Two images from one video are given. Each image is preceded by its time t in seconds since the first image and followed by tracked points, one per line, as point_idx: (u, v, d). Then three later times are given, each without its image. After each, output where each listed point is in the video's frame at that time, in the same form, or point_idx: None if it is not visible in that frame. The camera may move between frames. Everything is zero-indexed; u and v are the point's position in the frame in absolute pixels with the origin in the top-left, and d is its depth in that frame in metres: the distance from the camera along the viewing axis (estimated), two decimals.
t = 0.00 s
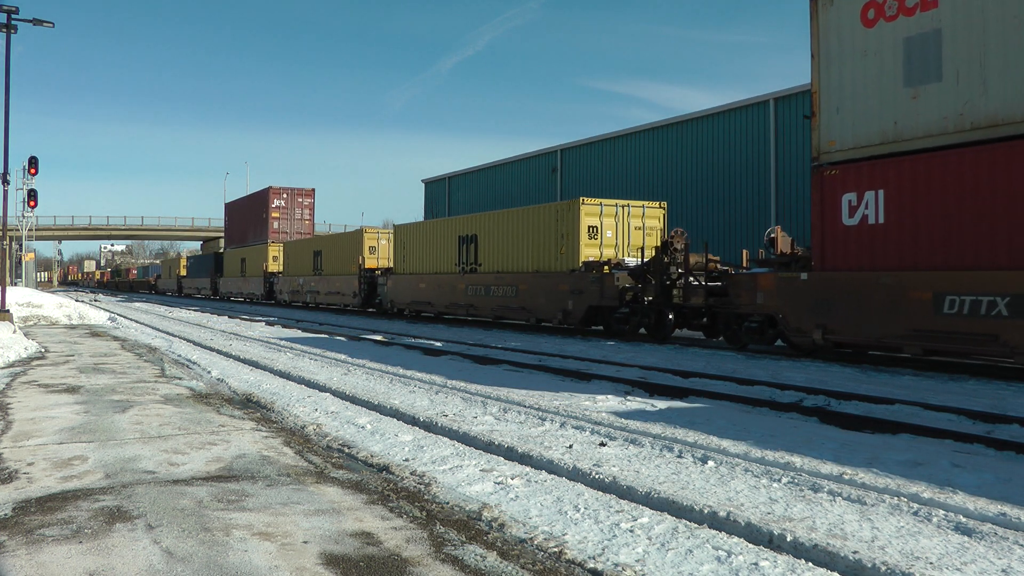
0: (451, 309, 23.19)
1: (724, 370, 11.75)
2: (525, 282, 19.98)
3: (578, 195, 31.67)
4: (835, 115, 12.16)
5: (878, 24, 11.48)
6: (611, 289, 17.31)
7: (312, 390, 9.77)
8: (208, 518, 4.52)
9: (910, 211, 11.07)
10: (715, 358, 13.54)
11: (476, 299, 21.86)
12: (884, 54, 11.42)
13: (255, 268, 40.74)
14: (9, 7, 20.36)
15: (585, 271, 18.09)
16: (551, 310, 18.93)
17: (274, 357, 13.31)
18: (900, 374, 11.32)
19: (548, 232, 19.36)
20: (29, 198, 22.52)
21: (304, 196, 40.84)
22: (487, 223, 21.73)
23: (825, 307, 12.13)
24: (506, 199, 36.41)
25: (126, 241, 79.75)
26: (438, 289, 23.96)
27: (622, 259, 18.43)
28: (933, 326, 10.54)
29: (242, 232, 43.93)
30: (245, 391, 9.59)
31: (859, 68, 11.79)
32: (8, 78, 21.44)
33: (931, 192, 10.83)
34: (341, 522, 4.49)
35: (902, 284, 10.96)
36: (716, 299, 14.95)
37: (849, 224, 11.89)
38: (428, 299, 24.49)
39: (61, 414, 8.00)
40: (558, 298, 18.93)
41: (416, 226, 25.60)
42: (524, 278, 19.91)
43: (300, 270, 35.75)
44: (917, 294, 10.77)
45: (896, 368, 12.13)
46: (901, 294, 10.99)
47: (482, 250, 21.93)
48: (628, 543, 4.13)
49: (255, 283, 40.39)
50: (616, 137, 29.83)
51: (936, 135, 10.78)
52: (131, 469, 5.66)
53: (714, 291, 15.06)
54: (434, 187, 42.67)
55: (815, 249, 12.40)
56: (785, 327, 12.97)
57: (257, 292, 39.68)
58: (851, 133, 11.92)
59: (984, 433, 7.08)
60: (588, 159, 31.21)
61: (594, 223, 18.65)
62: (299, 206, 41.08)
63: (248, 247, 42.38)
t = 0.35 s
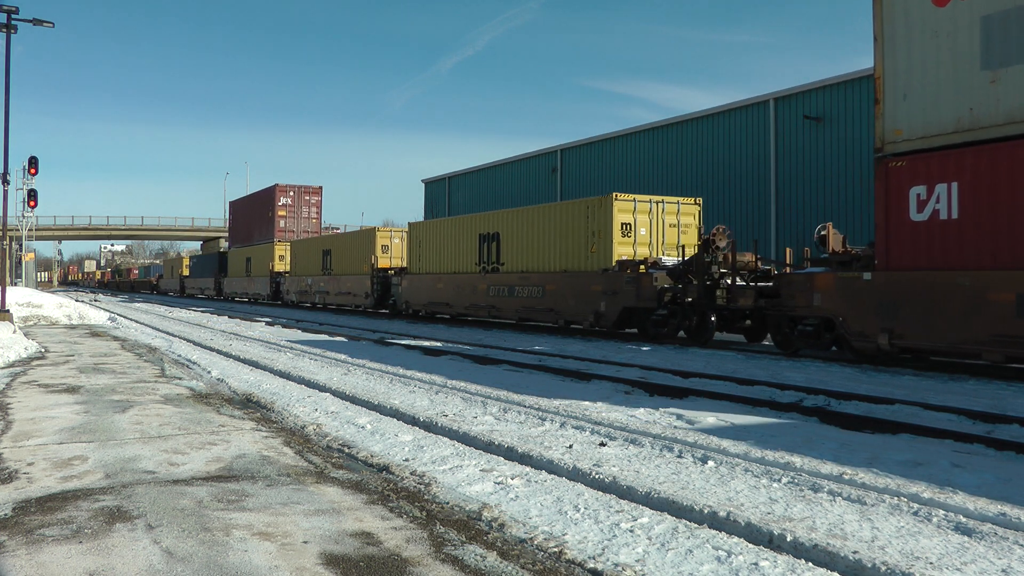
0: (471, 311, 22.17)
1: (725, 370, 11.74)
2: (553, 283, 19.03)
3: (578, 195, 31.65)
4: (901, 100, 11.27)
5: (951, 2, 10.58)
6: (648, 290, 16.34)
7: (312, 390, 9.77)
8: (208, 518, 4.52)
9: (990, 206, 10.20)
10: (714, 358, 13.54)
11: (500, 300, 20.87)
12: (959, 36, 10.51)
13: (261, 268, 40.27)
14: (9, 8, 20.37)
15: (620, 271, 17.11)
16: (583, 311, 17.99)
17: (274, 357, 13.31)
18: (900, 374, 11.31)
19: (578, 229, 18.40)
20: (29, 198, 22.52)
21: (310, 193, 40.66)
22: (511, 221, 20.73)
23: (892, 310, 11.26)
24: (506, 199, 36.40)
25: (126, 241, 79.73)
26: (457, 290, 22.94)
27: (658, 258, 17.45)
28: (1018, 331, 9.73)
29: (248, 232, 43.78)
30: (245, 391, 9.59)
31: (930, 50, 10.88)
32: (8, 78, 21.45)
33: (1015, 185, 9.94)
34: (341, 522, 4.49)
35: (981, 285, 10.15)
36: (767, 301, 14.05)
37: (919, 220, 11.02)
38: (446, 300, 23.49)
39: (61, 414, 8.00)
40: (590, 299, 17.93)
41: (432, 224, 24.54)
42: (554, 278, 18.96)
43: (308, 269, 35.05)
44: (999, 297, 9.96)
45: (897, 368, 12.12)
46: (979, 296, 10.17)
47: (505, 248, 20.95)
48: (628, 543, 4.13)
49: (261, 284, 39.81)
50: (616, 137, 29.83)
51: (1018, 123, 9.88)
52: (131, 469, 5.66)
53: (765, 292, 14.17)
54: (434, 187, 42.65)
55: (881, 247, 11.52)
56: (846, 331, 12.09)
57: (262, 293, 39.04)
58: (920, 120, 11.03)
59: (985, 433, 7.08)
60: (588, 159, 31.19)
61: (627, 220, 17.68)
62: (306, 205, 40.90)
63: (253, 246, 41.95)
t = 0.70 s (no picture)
0: (494, 312, 21.19)
1: (725, 370, 11.73)
2: (584, 283, 18.06)
3: (578, 195, 31.63)
4: (979, 83, 10.09)
5: None
6: (690, 291, 15.38)
7: (312, 390, 9.76)
8: (208, 518, 4.52)
9: None
10: (714, 357, 13.54)
11: (526, 301, 19.91)
12: None
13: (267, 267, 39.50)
14: (9, 7, 20.37)
15: (657, 270, 16.16)
16: (617, 313, 17.03)
17: (274, 357, 13.30)
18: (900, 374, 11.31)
19: (610, 227, 17.51)
20: (29, 198, 22.51)
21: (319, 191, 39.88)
22: (536, 218, 19.81)
23: (966, 312, 10.27)
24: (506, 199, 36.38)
25: (126, 241, 79.65)
26: (478, 290, 21.95)
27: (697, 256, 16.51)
28: None
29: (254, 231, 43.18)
30: (245, 391, 9.59)
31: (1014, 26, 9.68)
32: (8, 78, 21.44)
33: None
34: (341, 522, 4.49)
35: None
36: (823, 302, 13.14)
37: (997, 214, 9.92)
38: (466, 300, 22.50)
39: (61, 414, 8.00)
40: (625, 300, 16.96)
41: (451, 220, 23.55)
42: (583, 277, 18.03)
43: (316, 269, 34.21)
44: None
45: (897, 368, 12.11)
46: None
47: (529, 247, 20.02)
48: (628, 543, 4.13)
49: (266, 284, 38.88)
50: (616, 137, 29.83)
51: None
52: (131, 469, 5.66)
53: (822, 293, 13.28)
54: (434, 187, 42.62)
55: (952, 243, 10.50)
56: (914, 334, 11.12)
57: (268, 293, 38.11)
58: (1001, 106, 9.83)
59: (985, 433, 7.08)
60: (587, 159, 31.20)
61: (664, 217, 16.78)
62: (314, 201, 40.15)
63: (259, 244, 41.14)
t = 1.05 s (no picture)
0: (519, 314, 20.28)
1: (725, 370, 11.73)
2: (618, 284, 17.15)
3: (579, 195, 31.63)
4: None
5: None
6: (738, 292, 14.37)
7: (312, 390, 9.76)
8: (208, 518, 4.52)
9: None
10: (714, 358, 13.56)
11: (554, 302, 18.96)
12: None
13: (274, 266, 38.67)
14: (9, 7, 20.37)
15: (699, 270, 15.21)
16: (655, 316, 16.11)
17: (274, 357, 13.30)
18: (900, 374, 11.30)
19: (647, 224, 16.63)
20: (29, 198, 22.52)
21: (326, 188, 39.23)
22: (566, 215, 18.91)
23: None
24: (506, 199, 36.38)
25: (126, 241, 79.61)
26: (500, 291, 21.03)
27: (742, 255, 15.58)
28: None
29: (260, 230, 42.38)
30: (245, 391, 9.59)
31: None
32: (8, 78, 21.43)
33: None
34: (342, 522, 4.49)
35: None
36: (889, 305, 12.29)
37: None
38: (487, 302, 21.59)
39: (61, 414, 8.00)
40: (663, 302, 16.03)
41: (472, 218, 22.62)
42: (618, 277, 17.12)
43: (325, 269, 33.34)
44: None
45: (897, 367, 12.12)
46: None
47: (558, 245, 19.13)
48: (628, 543, 4.13)
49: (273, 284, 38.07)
50: (616, 137, 29.81)
51: None
52: (131, 469, 5.66)
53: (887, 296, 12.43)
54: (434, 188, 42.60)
55: None
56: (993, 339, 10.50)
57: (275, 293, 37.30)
58: None
59: (984, 433, 7.08)
60: (588, 158, 31.18)
61: (706, 214, 15.86)
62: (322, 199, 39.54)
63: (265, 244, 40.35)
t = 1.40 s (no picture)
0: (546, 315, 19.27)
1: (725, 370, 11.73)
2: (656, 284, 16.08)
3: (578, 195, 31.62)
4: None
5: None
6: (790, 293, 13.29)
7: (312, 390, 9.76)
8: (208, 518, 4.52)
9: None
10: (714, 358, 13.55)
11: (584, 303, 17.93)
12: None
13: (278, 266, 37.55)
14: (9, 8, 20.37)
15: (749, 270, 14.12)
16: (698, 319, 15.02)
17: (274, 357, 13.30)
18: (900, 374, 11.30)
19: (688, 220, 15.63)
20: (29, 197, 22.52)
21: (334, 186, 38.44)
22: (598, 210, 17.96)
23: None
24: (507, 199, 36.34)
25: (126, 241, 79.62)
26: (526, 290, 20.02)
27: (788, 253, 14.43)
28: None
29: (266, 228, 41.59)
30: (245, 391, 9.59)
31: None
32: (8, 79, 21.44)
33: None
34: (341, 522, 4.49)
35: None
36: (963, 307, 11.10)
37: None
38: (512, 302, 20.60)
39: (61, 414, 8.00)
40: (706, 303, 14.93)
41: (495, 214, 21.66)
42: (655, 276, 16.08)
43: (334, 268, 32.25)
44: None
45: (897, 368, 12.13)
46: None
47: (589, 242, 18.16)
48: (628, 543, 4.13)
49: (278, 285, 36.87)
50: (616, 137, 29.80)
51: None
52: (131, 469, 5.66)
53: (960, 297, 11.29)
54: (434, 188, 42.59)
55: None
56: None
57: (281, 293, 36.22)
58: None
59: (985, 433, 7.08)
60: (588, 158, 31.19)
61: (752, 209, 14.87)
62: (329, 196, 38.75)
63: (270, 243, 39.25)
